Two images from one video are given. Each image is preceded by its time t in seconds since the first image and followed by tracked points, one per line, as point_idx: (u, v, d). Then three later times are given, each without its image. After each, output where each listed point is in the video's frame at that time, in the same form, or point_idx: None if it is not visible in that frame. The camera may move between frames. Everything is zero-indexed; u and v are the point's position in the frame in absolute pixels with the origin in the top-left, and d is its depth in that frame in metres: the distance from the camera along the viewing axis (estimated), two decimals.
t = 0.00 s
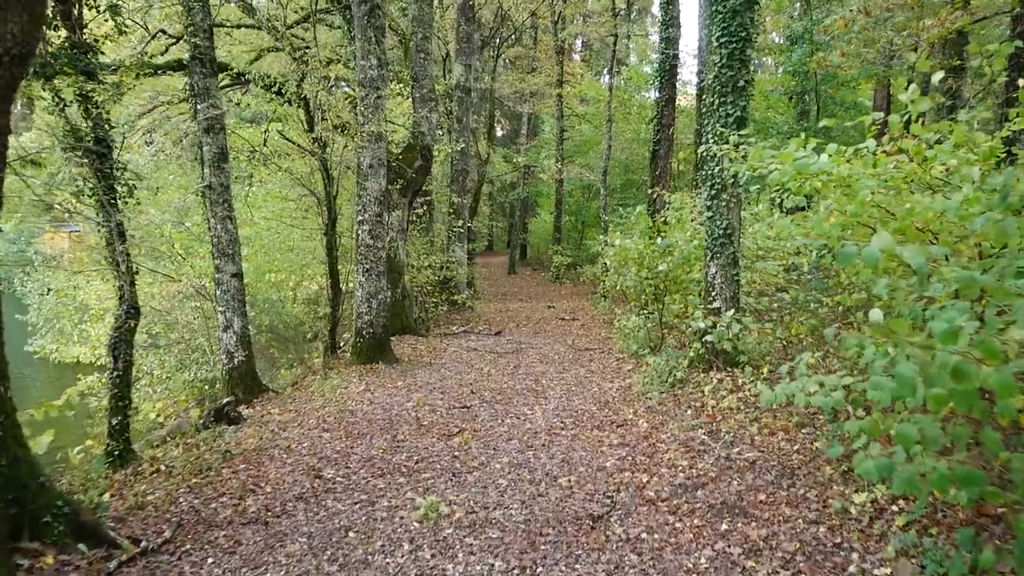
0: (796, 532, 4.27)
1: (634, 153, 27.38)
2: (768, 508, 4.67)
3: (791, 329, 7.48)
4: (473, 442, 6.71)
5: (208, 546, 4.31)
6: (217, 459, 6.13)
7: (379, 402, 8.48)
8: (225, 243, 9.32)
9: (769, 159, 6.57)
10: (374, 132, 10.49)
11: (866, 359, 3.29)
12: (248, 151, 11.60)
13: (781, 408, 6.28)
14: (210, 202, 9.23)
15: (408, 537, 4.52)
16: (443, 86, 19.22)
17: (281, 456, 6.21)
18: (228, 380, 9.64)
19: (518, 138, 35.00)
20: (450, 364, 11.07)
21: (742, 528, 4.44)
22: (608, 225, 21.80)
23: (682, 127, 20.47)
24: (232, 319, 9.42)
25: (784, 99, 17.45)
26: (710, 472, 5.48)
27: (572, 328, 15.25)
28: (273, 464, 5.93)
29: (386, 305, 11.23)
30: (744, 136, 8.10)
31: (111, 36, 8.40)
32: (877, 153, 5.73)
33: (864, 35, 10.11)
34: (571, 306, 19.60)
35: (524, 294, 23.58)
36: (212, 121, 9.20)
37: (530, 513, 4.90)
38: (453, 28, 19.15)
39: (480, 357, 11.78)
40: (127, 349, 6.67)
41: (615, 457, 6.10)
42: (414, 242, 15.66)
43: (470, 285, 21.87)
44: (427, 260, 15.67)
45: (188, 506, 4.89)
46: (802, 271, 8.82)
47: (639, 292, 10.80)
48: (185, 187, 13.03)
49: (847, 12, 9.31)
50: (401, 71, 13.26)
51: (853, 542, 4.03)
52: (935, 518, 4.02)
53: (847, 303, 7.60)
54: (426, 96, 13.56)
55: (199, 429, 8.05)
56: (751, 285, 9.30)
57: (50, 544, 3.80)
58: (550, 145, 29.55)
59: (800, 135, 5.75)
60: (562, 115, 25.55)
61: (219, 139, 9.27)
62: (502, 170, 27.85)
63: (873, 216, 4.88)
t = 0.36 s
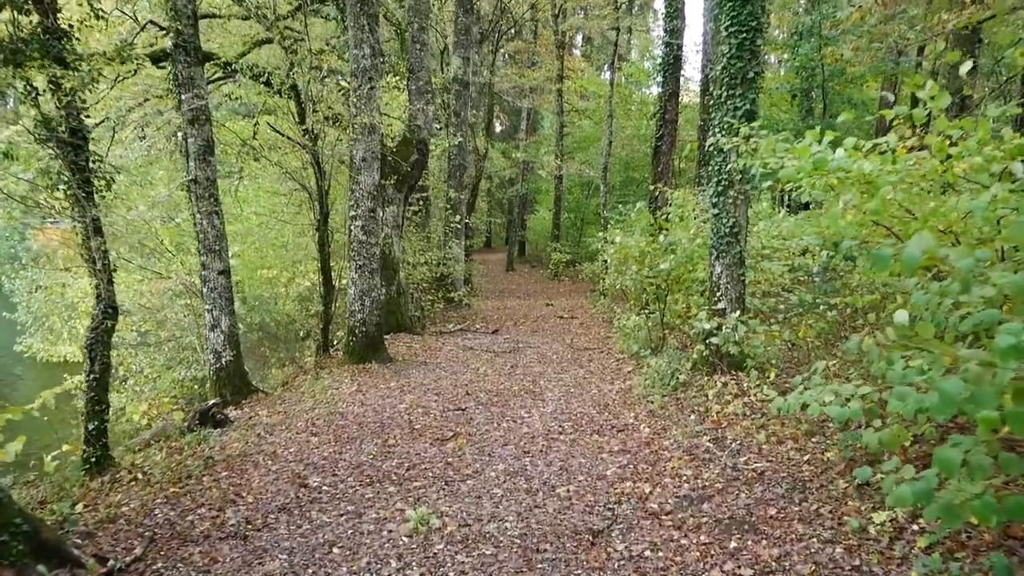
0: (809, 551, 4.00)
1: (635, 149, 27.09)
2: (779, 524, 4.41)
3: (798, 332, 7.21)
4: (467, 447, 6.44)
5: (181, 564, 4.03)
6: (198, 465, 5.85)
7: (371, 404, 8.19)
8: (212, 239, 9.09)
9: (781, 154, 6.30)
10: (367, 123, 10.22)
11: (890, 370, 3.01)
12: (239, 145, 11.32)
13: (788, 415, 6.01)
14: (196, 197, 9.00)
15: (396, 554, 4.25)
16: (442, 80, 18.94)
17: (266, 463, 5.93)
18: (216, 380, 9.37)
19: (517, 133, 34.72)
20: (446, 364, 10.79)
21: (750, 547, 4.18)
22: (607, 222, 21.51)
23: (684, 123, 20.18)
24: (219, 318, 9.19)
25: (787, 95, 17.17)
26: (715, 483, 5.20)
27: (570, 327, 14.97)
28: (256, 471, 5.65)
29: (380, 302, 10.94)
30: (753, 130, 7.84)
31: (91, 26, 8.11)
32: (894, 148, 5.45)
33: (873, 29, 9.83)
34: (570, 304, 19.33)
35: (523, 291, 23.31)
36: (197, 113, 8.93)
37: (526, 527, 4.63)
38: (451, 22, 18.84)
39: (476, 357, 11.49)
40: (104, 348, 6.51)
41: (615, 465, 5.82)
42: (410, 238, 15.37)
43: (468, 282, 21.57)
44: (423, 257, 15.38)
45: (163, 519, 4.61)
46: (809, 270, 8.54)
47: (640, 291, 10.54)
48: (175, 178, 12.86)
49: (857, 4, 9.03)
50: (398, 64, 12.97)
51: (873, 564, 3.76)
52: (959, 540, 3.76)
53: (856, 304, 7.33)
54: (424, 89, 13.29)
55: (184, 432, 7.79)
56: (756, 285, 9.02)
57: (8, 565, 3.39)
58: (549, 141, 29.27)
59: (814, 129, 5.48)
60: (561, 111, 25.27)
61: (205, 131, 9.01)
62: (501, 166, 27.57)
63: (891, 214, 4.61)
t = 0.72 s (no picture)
0: (836, 572, 3.66)
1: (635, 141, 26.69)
2: (800, 539, 4.06)
3: (811, 327, 6.85)
4: (461, 447, 6.07)
5: None
6: (174, 465, 5.48)
7: (361, 399, 7.83)
8: (198, 225, 8.71)
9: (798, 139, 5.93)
10: (361, 107, 9.78)
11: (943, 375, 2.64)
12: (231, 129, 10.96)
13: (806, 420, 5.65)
14: (181, 180, 8.61)
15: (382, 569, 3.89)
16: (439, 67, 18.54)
17: (246, 463, 5.57)
18: (200, 373, 8.99)
19: (516, 123, 34.31)
20: (440, 357, 10.42)
21: (771, 566, 3.82)
22: (607, 214, 21.14)
23: (686, 112, 19.80)
24: (205, 308, 8.82)
25: (792, 84, 16.78)
26: (726, 490, 4.85)
27: (569, 319, 14.60)
28: (234, 473, 5.28)
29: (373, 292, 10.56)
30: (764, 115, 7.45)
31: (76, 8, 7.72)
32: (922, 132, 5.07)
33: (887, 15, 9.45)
34: (569, 296, 18.97)
35: (520, 283, 22.96)
36: (183, 93, 8.57)
37: (524, 538, 4.27)
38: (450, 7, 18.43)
39: (472, 350, 11.13)
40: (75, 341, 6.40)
41: (618, 469, 5.45)
42: (406, 227, 14.98)
43: (464, 273, 21.18)
44: (418, 246, 15.00)
45: (129, 528, 4.26)
46: (821, 263, 8.17)
47: (642, 284, 10.18)
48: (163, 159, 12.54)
49: None
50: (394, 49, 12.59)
51: None
52: (1002, 561, 3.41)
53: (870, 299, 6.97)
54: (421, 74, 12.89)
55: (165, 429, 7.40)
56: (764, 279, 8.66)
57: None
58: (548, 131, 28.88)
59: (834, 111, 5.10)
60: (561, 101, 24.86)
61: (191, 112, 8.64)
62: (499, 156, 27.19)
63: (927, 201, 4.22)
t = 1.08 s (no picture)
0: None
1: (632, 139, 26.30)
2: (824, 565, 3.72)
3: (824, 330, 6.50)
4: (457, 463, 5.71)
5: None
6: (149, 488, 5.13)
7: (352, 410, 7.47)
8: (180, 230, 8.36)
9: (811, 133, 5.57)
10: (351, 106, 9.46)
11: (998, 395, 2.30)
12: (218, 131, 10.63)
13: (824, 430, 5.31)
14: (162, 183, 8.26)
15: None
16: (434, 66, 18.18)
17: (226, 484, 5.22)
18: (184, 384, 8.64)
19: (512, 123, 33.95)
20: (435, 364, 10.06)
21: None
22: (605, 213, 20.78)
23: (684, 109, 19.42)
24: (188, 316, 8.48)
25: (792, 79, 16.40)
26: (742, 509, 4.50)
27: (568, 322, 14.24)
28: (213, 496, 4.93)
29: (365, 298, 10.19)
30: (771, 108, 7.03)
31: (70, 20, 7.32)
32: (947, 122, 4.71)
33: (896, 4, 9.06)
34: (567, 297, 18.61)
35: (518, 284, 22.60)
36: (163, 92, 8.22)
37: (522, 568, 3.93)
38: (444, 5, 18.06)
39: (468, 356, 10.76)
40: (43, 354, 6.33)
41: (624, 485, 5.10)
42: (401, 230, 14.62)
43: (461, 275, 20.83)
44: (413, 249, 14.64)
45: (91, 563, 3.91)
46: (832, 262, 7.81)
47: (643, 285, 9.82)
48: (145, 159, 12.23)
49: None
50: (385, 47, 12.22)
51: None
52: None
53: (886, 300, 6.62)
54: (413, 71, 12.51)
55: (145, 445, 7.07)
56: (772, 279, 8.30)
57: None
58: (545, 131, 28.50)
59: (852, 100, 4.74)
60: (557, 99, 24.48)
61: (172, 112, 8.30)
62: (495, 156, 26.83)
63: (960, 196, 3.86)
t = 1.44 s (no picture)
0: None
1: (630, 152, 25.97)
2: None
3: (834, 349, 6.13)
4: (443, 493, 5.33)
5: None
6: (105, 525, 4.81)
7: (335, 434, 7.09)
8: (158, 243, 7.97)
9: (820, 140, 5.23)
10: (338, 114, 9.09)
11: None
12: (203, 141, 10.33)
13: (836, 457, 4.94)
14: (140, 194, 7.88)
15: None
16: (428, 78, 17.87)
17: (191, 520, 4.94)
18: (160, 405, 8.26)
19: (509, 136, 33.68)
20: (426, 383, 9.68)
21: None
22: (603, 226, 20.42)
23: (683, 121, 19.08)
24: (166, 333, 8.09)
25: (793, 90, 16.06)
26: (749, 547, 4.13)
27: (564, 338, 13.85)
28: (175, 533, 4.66)
29: (354, 313, 9.82)
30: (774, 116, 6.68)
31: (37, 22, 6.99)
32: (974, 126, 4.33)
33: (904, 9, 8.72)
34: (565, 311, 18.23)
35: (514, 298, 22.24)
36: (142, 99, 7.83)
37: None
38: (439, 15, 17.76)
39: (460, 373, 10.38)
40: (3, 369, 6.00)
41: (622, 519, 4.74)
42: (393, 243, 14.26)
43: (456, 289, 20.46)
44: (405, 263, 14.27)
45: None
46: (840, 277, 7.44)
47: (642, 301, 9.46)
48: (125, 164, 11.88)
49: None
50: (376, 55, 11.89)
51: None
52: None
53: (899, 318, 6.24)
54: (405, 80, 12.18)
55: (115, 472, 6.72)
56: (776, 294, 7.94)
57: None
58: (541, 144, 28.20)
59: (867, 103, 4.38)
60: (553, 112, 24.18)
61: (152, 120, 7.88)
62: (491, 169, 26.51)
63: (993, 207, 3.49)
